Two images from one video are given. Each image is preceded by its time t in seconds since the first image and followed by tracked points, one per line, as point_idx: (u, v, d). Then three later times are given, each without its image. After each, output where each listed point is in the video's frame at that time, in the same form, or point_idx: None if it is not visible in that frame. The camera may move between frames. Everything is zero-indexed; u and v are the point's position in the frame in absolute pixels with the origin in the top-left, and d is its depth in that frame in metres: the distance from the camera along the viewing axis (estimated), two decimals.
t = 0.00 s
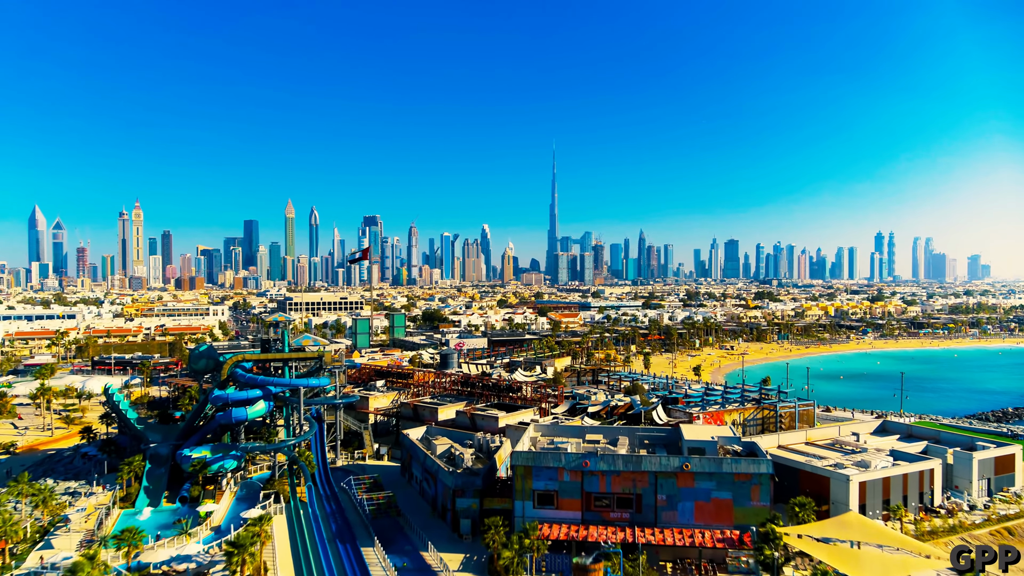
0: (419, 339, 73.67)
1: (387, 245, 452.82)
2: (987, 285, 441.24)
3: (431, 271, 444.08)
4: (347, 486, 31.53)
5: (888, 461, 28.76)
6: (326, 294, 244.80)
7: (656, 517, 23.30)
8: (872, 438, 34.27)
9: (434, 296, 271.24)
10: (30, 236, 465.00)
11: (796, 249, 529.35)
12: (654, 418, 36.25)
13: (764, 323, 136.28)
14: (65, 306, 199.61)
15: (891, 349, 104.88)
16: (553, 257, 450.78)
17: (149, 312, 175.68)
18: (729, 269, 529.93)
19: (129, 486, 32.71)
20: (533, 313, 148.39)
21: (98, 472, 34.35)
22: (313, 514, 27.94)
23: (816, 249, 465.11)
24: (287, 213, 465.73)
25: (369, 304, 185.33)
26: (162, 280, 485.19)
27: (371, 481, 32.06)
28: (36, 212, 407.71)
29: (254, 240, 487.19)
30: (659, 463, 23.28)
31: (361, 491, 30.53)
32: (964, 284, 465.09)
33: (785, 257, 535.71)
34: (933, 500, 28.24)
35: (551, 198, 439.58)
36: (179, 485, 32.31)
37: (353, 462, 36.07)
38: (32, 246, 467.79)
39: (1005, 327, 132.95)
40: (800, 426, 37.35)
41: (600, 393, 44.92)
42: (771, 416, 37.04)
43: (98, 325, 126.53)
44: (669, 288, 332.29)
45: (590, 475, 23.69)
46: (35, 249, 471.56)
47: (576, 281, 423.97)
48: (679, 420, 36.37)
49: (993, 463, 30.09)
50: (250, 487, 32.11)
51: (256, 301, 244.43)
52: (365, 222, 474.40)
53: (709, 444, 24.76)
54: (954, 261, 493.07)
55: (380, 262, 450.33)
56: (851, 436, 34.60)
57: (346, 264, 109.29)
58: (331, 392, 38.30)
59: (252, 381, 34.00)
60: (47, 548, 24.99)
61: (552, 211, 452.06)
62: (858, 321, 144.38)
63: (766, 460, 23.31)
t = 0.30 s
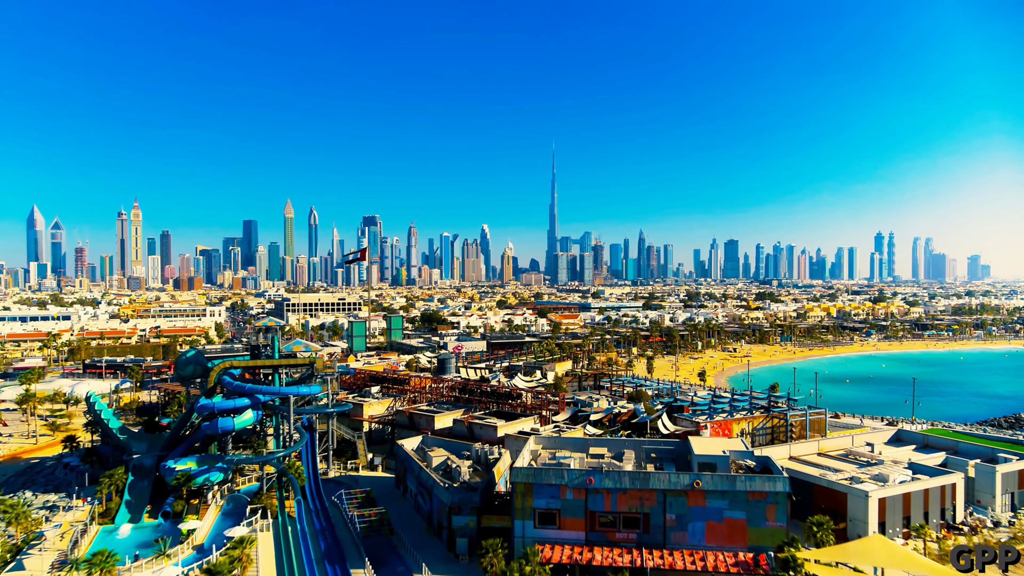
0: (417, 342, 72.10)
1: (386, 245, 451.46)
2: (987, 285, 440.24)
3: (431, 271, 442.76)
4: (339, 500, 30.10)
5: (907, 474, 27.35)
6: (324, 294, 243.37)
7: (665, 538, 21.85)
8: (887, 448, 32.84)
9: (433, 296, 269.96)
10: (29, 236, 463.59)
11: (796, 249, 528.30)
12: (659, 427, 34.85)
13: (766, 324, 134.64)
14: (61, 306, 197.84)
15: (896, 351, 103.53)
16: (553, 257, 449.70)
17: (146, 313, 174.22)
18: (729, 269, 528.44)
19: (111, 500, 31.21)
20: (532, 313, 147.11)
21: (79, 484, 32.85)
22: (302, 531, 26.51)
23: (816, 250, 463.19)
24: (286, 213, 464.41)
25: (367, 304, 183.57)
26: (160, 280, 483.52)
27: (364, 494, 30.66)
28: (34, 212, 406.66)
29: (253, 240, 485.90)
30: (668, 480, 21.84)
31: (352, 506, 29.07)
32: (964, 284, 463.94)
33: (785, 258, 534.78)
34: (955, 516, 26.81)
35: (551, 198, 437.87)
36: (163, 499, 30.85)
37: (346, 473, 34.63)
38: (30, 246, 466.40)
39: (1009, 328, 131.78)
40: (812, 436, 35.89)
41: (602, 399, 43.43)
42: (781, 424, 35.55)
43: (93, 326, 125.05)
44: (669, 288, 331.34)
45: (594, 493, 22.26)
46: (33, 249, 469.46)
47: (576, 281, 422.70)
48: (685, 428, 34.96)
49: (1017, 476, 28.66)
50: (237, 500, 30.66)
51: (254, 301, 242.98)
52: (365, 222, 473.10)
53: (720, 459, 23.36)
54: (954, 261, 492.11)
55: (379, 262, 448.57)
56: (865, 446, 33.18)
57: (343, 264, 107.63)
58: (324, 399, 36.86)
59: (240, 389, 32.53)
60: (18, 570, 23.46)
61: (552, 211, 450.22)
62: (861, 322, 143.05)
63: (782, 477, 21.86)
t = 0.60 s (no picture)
0: (415, 345, 70.75)
1: (385, 245, 450.29)
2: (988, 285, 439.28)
3: (430, 271, 441.63)
4: (331, 513, 28.85)
5: (925, 487, 26.10)
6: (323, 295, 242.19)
7: (674, 559, 20.57)
8: (902, 458, 31.55)
9: (432, 297, 269.03)
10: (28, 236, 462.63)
11: (796, 249, 527.33)
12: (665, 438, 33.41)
13: (768, 326, 133.56)
14: (59, 307, 196.53)
15: (900, 353, 102.31)
16: (553, 257, 448.76)
17: (143, 313, 173.00)
18: (728, 269, 527.68)
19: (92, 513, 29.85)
20: (531, 314, 145.83)
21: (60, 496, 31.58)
22: (291, 547, 25.26)
23: (816, 249, 462.22)
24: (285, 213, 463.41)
25: (366, 305, 182.28)
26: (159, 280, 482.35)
27: (357, 507, 29.41)
28: (33, 211, 406.29)
29: (252, 240, 484.92)
30: (677, 498, 20.58)
31: (343, 521, 27.75)
32: (965, 284, 462.96)
33: (785, 258, 533.85)
34: (976, 531, 25.53)
35: (550, 198, 436.46)
36: (147, 512, 29.51)
37: (339, 483, 33.36)
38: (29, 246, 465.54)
39: (1012, 330, 130.65)
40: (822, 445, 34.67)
41: (604, 406, 42.13)
42: (791, 433, 34.27)
43: (88, 327, 123.81)
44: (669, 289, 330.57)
45: (599, 511, 20.99)
46: (32, 249, 467.69)
47: (576, 282, 421.65)
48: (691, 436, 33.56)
49: None
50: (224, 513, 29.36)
51: (252, 302, 241.82)
52: (364, 222, 472.11)
53: (732, 474, 22.11)
54: (954, 261, 491.19)
55: (378, 262, 447.38)
56: (878, 456, 31.92)
57: (341, 265, 106.38)
58: (316, 407, 35.57)
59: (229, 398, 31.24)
60: None
61: (552, 211, 448.93)
62: (863, 323, 141.94)
63: (798, 493, 20.60)
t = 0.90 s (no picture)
0: (413, 347, 69.41)
1: (385, 246, 448.90)
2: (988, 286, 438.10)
3: (429, 271, 440.16)
4: (321, 528, 27.58)
5: (946, 502, 24.80)
6: (321, 295, 240.61)
7: None
8: (917, 469, 30.28)
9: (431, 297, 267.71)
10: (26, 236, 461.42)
11: (796, 249, 526.08)
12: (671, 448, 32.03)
13: (770, 327, 132.29)
14: (55, 308, 195.22)
15: (905, 355, 100.95)
16: (553, 257, 447.54)
17: (139, 314, 171.69)
18: (728, 269, 526.54)
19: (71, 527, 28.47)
20: (532, 315, 144.42)
21: (41, 508, 30.38)
22: (278, 565, 24.00)
23: (816, 250, 461.04)
24: (285, 213, 462.37)
25: (365, 305, 181.02)
26: (158, 280, 480.91)
27: (349, 522, 28.15)
28: (32, 211, 405.39)
29: (252, 241, 483.68)
30: (687, 517, 19.30)
31: (334, 538, 26.42)
32: (966, 284, 461.74)
33: (785, 258, 532.72)
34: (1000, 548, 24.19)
35: (550, 198, 435.50)
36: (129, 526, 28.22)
37: (331, 495, 32.06)
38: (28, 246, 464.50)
39: (1017, 331, 129.27)
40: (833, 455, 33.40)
41: (607, 412, 40.81)
42: (801, 442, 32.96)
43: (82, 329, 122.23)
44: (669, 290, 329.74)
45: (604, 531, 19.71)
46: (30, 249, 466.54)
47: (575, 282, 420.45)
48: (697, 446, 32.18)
49: None
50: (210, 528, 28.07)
51: (250, 302, 240.41)
52: (364, 222, 470.62)
53: (745, 491, 20.84)
54: (954, 261, 490.05)
55: (378, 262, 446.20)
56: (892, 467, 30.63)
57: (339, 266, 105.09)
58: (308, 415, 34.23)
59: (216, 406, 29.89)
60: None
61: (551, 211, 447.56)
62: (867, 324, 140.54)
63: (816, 513, 19.28)
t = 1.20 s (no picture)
0: (410, 350, 68.04)
1: (384, 246, 447.68)
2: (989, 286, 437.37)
3: (429, 272, 438.90)
4: (311, 545, 26.29)
5: (969, 518, 23.52)
6: (320, 296, 239.21)
7: None
8: (934, 481, 29.02)
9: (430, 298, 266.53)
10: (25, 236, 459.98)
11: (796, 249, 525.12)
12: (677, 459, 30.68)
13: (772, 328, 131.17)
14: (52, 309, 193.79)
15: (909, 357, 99.79)
16: (553, 258, 446.37)
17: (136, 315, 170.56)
18: (728, 269, 525.52)
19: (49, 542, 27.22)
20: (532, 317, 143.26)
21: (19, 522, 29.24)
22: None
23: (817, 250, 459.33)
24: (284, 213, 461.28)
25: (363, 307, 179.87)
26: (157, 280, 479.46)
27: (341, 538, 26.87)
28: (30, 211, 403.98)
29: (251, 241, 482.54)
30: (698, 540, 18.02)
31: (324, 556, 25.16)
32: (966, 284, 460.98)
33: (785, 258, 531.94)
34: None
35: (550, 199, 434.53)
36: (110, 541, 27.01)
37: (323, 507, 30.77)
38: (27, 246, 463.19)
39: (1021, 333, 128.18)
40: (846, 466, 32.10)
41: (609, 419, 39.52)
42: (812, 452, 31.71)
43: (77, 330, 120.80)
44: (669, 291, 328.97)
45: (609, 554, 18.42)
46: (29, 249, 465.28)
47: (575, 282, 419.36)
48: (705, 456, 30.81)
49: None
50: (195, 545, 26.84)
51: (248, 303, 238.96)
52: (363, 223, 469.31)
53: (759, 510, 19.53)
54: (954, 261, 489.16)
55: (377, 262, 444.86)
56: (908, 478, 29.34)
57: (336, 267, 103.73)
58: (299, 423, 32.91)
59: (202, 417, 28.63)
60: None
61: (551, 211, 445.70)
62: (870, 325, 139.38)
63: (836, 534, 17.99)
